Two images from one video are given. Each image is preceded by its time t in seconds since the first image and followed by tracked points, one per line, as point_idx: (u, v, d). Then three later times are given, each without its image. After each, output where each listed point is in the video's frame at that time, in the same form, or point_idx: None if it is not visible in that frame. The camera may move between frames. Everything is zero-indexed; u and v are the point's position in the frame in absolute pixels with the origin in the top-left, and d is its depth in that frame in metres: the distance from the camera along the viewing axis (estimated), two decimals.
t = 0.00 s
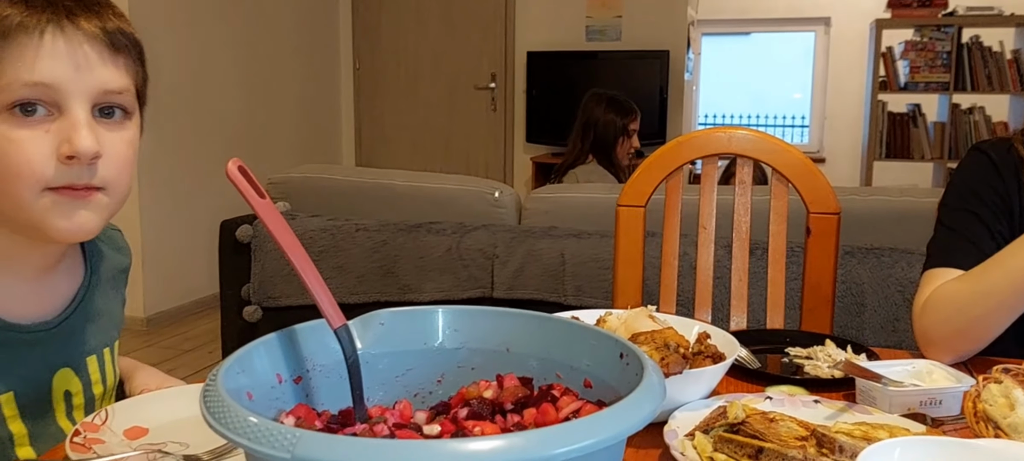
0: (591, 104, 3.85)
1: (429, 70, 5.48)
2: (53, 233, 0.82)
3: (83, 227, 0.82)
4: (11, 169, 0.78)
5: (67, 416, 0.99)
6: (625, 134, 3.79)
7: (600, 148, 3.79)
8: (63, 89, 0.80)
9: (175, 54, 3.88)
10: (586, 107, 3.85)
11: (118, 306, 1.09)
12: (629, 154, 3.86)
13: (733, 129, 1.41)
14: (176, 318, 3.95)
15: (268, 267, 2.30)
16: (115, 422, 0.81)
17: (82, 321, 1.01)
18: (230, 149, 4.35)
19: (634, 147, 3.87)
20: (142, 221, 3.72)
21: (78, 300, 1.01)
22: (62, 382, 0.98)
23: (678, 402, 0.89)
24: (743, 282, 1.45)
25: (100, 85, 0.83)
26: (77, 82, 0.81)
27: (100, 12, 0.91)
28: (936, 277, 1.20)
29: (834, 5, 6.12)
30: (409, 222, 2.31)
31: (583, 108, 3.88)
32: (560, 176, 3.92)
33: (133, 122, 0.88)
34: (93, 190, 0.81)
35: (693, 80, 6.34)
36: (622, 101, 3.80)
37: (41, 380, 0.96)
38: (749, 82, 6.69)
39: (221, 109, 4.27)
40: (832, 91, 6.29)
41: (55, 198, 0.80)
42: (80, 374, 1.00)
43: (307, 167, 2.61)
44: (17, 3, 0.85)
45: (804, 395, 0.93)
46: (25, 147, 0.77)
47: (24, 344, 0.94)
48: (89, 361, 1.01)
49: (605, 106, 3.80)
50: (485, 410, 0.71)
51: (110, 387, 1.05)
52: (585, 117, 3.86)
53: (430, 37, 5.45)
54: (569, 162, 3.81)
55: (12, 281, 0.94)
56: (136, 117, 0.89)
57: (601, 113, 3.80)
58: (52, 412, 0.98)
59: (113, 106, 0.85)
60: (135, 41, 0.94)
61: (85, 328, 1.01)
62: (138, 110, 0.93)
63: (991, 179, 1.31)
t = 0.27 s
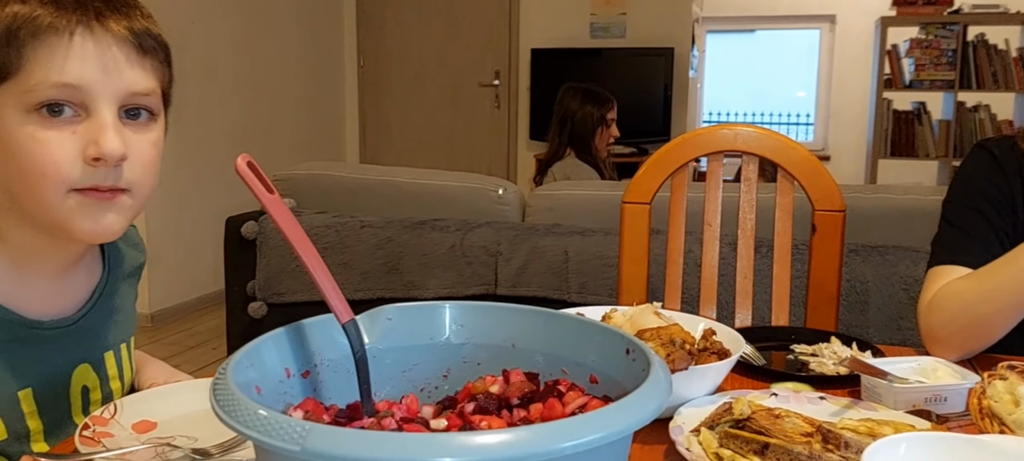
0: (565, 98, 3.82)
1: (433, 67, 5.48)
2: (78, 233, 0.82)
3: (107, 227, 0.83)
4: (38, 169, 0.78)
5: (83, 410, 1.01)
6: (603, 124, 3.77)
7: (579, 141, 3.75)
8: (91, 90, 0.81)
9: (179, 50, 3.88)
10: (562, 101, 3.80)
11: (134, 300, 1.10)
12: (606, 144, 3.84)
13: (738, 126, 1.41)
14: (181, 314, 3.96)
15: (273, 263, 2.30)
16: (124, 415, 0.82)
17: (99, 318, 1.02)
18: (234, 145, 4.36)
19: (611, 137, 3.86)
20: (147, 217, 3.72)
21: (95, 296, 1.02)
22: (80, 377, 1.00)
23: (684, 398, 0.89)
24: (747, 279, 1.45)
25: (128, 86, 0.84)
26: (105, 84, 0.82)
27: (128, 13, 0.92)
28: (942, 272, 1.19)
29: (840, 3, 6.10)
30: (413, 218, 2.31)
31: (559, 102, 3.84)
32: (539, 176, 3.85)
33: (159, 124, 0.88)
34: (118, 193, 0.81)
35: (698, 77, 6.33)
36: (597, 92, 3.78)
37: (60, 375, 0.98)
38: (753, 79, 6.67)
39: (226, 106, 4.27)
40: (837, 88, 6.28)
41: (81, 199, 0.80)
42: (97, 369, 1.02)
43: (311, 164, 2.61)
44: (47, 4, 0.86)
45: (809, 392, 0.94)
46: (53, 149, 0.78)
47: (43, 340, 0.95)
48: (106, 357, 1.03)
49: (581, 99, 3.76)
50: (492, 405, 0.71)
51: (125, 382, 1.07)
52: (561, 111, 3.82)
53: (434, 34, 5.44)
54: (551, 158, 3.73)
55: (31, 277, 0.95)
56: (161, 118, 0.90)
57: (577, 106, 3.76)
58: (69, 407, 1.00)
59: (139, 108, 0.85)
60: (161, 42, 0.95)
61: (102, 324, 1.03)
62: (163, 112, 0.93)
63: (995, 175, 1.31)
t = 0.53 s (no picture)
0: (552, 95, 3.64)
1: (435, 66, 5.49)
2: (86, 237, 0.82)
3: (115, 232, 0.83)
4: (48, 173, 0.79)
5: (84, 411, 1.01)
6: (591, 121, 3.59)
7: (567, 138, 3.56)
8: (104, 96, 0.81)
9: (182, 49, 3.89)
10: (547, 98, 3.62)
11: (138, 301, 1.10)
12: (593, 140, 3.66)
13: (740, 126, 1.42)
14: (183, 312, 3.97)
15: (276, 262, 2.30)
16: (127, 414, 0.82)
17: (103, 319, 1.02)
18: (237, 145, 4.37)
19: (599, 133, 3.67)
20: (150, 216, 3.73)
21: (100, 298, 1.02)
22: (83, 379, 1.00)
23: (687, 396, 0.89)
24: (750, 278, 1.45)
25: (141, 93, 0.83)
26: (119, 90, 0.82)
27: (143, 18, 0.92)
28: (944, 271, 1.19)
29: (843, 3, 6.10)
30: (415, 218, 2.31)
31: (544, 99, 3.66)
32: (534, 176, 3.57)
33: (170, 130, 0.88)
34: (128, 198, 0.81)
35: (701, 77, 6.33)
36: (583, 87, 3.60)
37: (62, 377, 0.98)
38: (756, 79, 6.67)
39: (229, 105, 4.27)
40: (840, 88, 6.27)
41: (90, 204, 0.80)
42: (100, 371, 1.02)
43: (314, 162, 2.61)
44: (62, 9, 0.87)
45: (812, 391, 0.94)
46: (64, 153, 0.78)
47: (45, 342, 0.95)
48: (109, 358, 1.03)
49: (567, 95, 3.58)
50: (495, 403, 0.71)
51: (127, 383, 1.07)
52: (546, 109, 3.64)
53: (437, 34, 5.45)
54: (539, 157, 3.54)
55: (35, 279, 0.95)
56: (173, 124, 0.90)
57: (564, 103, 3.58)
58: (71, 408, 1.00)
59: (151, 114, 0.85)
60: (174, 48, 0.95)
61: (106, 326, 1.03)
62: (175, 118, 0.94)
63: (996, 174, 1.31)
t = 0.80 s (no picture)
0: (547, 93, 3.62)
1: (438, 65, 5.49)
2: (78, 236, 0.82)
3: (106, 231, 0.83)
4: (40, 171, 0.79)
5: (74, 412, 1.02)
6: (585, 120, 3.56)
7: (560, 137, 3.52)
8: (97, 95, 0.81)
9: (185, 48, 3.89)
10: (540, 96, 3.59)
11: (129, 302, 1.10)
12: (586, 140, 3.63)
13: (743, 124, 1.41)
14: (185, 311, 3.97)
15: (278, 261, 2.31)
16: (127, 412, 0.82)
17: (93, 319, 1.02)
18: (240, 144, 4.37)
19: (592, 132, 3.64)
20: (152, 215, 3.73)
21: (88, 300, 1.02)
22: (71, 380, 1.00)
23: (687, 395, 0.89)
24: (752, 277, 1.44)
25: (133, 92, 0.84)
26: (111, 88, 0.82)
27: (135, 17, 0.92)
28: (946, 270, 1.18)
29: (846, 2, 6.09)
30: (416, 216, 2.31)
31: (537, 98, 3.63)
32: (529, 175, 3.55)
33: (161, 129, 0.88)
34: (119, 197, 0.81)
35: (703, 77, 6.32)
36: (577, 86, 3.58)
37: (50, 378, 0.98)
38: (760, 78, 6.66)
39: (231, 104, 4.28)
40: (843, 87, 6.26)
41: (81, 202, 0.80)
42: (89, 372, 1.02)
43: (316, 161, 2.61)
44: (56, 8, 0.87)
45: (813, 389, 0.93)
46: (56, 151, 0.78)
47: (34, 343, 0.95)
48: (98, 359, 1.03)
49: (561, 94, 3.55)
50: (494, 401, 0.72)
51: (118, 384, 1.07)
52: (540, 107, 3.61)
53: (439, 33, 5.45)
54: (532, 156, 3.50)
55: (25, 279, 0.96)
56: (164, 123, 0.90)
57: (557, 101, 3.55)
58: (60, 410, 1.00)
59: (144, 113, 0.85)
60: (166, 48, 0.95)
61: (95, 327, 1.03)
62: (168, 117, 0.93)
63: (997, 173, 1.30)
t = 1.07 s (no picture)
0: (547, 89, 3.61)
1: (441, 61, 5.48)
2: (70, 221, 0.83)
3: (98, 215, 0.84)
4: (33, 157, 0.79)
5: (61, 407, 0.99)
6: (584, 117, 3.56)
7: (560, 133, 3.52)
8: (88, 81, 0.81)
9: (188, 44, 3.90)
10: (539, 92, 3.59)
11: (113, 295, 1.09)
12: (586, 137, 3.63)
13: (746, 120, 1.41)
14: (189, 306, 3.98)
15: (280, 256, 2.32)
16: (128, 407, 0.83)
17: (77, 311, 1.00)
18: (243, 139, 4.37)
19: (592, 128, 3.64)
20: (156, 210, 3.74)
21: (71, 291, 1.00)
22: (56, 373, 0.98)
23: (688, 391, 0.89)
24: (754, 273, 1.44)
25: (121, 78, 0.84)
26: (102, 73, 0.82)
27: (117, 6, 0.93)
28: (949, 266, 1.18)
29: None
30: (420, 212, 2.31)
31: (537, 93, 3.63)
32: (530, 172, 3.54)
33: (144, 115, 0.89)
34: (110, 181, 0.82)
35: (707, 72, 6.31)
36: (576, 82, 3.57)
37: (35, 371, 0.95)
38: (764, 73, 6.64)
39: (234, 100, 4.28)
40: (847, 82, 6.24)
41: (75, 187, 0.81)
42: (75, 364, 1.00)
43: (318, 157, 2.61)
44: None
45: (813, 386, 0.93)
46: (50, 137, 0.79)
47: (18, 333, 0.93)
48: (84, 351, 1.01)
49: (560, 90, 3.56)
50: (494, 398, 0.72)
51: (104, 379, 1.04)
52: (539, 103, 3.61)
53: (442, 28, 5.44)
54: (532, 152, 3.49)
55: (5, 269, 0.94)
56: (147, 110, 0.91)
57: (556, 97, 3.55)
58: (46, 403, 0.97)
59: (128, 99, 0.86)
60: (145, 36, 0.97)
61: (80, 319, 1.00)
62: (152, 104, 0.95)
63: (1003, 167, 1.29)
